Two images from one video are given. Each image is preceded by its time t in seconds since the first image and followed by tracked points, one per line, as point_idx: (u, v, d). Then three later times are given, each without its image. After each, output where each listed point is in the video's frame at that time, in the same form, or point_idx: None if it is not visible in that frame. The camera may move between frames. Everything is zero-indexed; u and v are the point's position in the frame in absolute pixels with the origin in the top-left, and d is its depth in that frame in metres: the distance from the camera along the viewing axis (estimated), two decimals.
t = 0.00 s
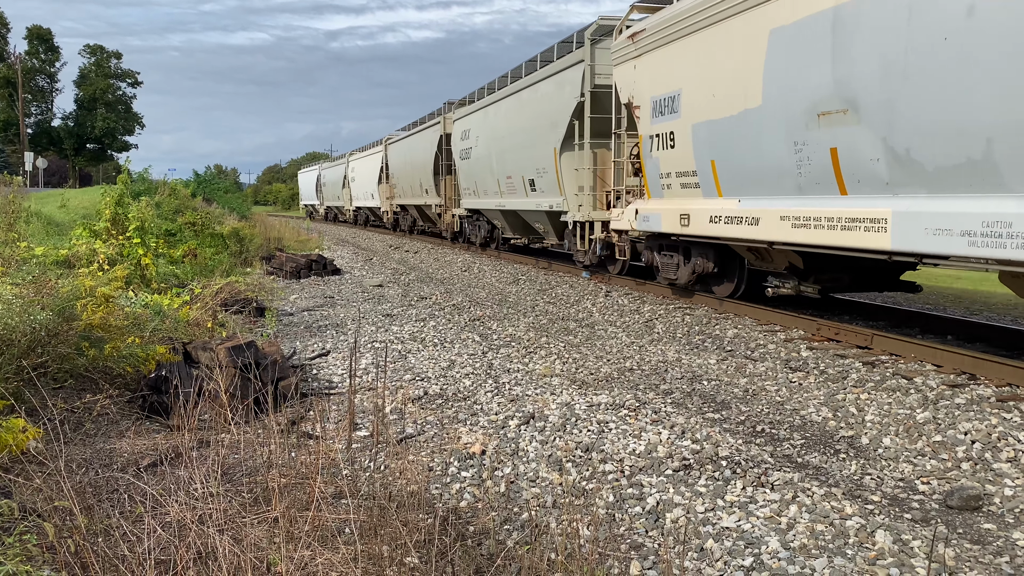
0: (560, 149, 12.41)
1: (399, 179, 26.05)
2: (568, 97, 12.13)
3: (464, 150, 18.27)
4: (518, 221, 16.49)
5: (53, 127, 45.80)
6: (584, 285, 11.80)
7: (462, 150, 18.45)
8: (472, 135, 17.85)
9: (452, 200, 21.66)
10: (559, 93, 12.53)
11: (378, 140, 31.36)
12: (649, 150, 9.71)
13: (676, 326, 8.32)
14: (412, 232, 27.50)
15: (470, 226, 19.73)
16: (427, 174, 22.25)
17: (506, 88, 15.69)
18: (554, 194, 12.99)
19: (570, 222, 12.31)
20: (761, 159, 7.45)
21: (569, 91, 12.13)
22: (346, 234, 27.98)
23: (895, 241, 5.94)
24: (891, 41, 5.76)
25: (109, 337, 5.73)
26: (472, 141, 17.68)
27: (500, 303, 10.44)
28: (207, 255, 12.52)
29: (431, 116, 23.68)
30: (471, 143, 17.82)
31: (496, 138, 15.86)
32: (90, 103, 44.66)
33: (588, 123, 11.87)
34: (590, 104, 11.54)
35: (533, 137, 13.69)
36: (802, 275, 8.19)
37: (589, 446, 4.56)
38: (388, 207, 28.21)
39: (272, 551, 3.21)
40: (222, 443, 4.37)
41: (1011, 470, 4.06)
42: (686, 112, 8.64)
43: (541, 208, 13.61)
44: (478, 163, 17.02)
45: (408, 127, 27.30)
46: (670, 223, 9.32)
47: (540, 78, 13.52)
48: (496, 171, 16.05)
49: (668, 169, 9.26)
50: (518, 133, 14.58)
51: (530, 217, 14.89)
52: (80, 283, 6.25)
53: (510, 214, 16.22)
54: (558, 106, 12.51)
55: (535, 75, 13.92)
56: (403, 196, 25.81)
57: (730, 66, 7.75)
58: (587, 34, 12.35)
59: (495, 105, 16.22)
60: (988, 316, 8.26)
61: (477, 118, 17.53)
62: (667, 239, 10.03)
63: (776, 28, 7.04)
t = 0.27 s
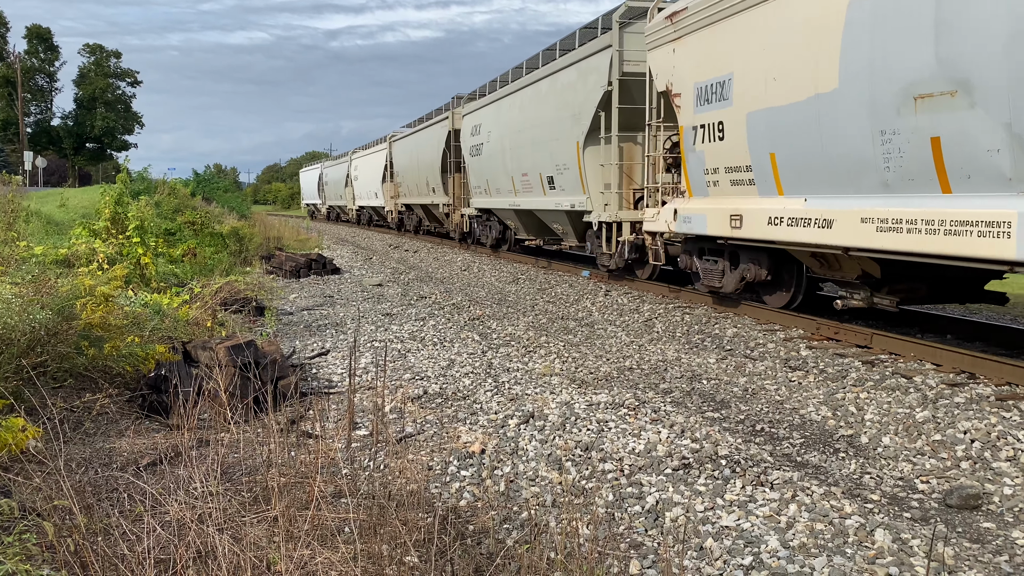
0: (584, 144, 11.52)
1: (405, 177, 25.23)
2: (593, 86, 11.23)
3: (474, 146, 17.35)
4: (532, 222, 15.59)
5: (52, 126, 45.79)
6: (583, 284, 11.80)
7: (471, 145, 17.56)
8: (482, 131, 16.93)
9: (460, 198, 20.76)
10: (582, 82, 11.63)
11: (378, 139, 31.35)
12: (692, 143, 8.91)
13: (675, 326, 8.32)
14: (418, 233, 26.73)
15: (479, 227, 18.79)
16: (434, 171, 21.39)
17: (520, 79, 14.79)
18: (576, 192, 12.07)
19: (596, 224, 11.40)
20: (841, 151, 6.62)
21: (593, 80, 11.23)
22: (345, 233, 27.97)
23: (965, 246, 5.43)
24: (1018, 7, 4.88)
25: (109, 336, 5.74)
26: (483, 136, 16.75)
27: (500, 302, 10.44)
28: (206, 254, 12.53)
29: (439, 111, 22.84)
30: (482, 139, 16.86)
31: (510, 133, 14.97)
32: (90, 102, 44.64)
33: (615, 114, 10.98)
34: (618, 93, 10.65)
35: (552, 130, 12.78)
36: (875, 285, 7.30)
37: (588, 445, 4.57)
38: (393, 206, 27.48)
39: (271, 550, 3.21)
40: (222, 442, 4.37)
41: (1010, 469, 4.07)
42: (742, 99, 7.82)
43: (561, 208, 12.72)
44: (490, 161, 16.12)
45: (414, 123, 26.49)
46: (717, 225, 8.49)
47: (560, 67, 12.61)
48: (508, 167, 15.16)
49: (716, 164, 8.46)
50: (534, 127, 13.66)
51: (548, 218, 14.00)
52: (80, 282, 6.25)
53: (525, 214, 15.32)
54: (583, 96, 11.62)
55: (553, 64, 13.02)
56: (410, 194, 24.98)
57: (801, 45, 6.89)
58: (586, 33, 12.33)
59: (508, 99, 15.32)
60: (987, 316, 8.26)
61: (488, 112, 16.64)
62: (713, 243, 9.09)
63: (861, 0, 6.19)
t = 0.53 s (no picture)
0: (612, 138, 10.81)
1: (411, 175, 24.36)
2: (621, 75, 10.49)
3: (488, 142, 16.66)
4: (549, 222, 14.82)
5: (51, 125, 45.76)
6: (583, 283, 11.78)
7: (485, 141, 16.79)
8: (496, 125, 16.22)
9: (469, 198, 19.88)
10: (608, 71, 10.90)
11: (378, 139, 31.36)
12: (745, 135, 7.85)
13: (675, 325, 8.32)
14: (424, 234, 25.81)
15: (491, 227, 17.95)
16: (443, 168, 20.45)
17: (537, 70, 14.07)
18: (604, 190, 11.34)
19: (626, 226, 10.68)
20: (946, 138, 5.54)
21: (622, 68, 10.48)
22: (345, 232, 27.96)
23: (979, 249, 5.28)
24: None
25: (109, 336, 5.75)
26: (498, 131, 16.01)
27: (499, 301, 10.44)
28: (206, 253, 12.53)
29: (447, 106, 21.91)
30: (496, 135, 16.16)
31: (527, 127, 14.28)
32: (89, 102, 44.61)
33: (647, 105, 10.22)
34: (651, 81, 9.89)
35: (576, 123, 12.08)
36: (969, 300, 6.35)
37: (588, 444, 4.57)
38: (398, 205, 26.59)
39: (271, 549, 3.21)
40: (221, 442, 4.37)
41: (1010, 468, 4.07)
42: (811, 84, 6.77)
43: (585, 206, 12.02)
44: (505, 158, 15.43)
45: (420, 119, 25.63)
46: (778, 226, 7.42)
47: (583, 55, 11.89)
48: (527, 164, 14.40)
49: (776, 159, 7.41)
50: (554, 120, 12.98)
51: (568, 218, 13.30)
52: (79, 282, 6.25)
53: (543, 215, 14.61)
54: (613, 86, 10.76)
55: (575, 53, 12.29)
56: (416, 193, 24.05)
57: (891, 19, 5.83)
58: (584, 32, 12.32)
59: (524, 91, 14.62)
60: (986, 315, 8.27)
61: (502, 106, 15.93)
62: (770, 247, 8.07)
63: None
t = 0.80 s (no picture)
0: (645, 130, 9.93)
1: (418, 173, 23.50)
2: (655, 61, 9.60)
3: (502, 139, 15.79)
4: (568, 222, 14.02)
5: (50, 125, 45.73)
6: (583, 283, 11.78)
7: (499, 136, 15.97)
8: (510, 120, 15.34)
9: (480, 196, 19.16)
10: (640, 57, 10.00)
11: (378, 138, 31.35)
12: (815, 124, 6.96)
13: (675, 325, 8.31)
14: (430, 235, 24.90)
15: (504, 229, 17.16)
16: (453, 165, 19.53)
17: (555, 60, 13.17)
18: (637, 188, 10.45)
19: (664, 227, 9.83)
20: None
21: (657, 53, 9.57)
22: (345, 232, 27.96)
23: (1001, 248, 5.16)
24: None
25: (107, 336, 5.75)
26: (513, 126, 15.10)
27: (499, 301, 10.44)
28: (206, 253, 12.53)
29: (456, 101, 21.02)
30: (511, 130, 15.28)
31: (545, 122, 13.41)
32: (88, 102, 44.60)
33: (687, 94, 9.33)
34: (693, 66, 8.99)
35: (602, 115, 11.20)
36: None
37: (588, 444, 4.57)
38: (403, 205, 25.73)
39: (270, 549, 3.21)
40: (221, 442, 4.37)
41: (1009, 468, 4.07)
42: (904, 61, 5.86)
43: (613, 206, 11.16)
44: (522, 155, 14.60)
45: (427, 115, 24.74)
46: (855, 229, 6.56)
47: (609, 42, 10.99)
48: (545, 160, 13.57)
49: (857, 151, 6.51)
50: (577, 112, 12.09)
51: (592, 219, 12.44)
52: (78, 282, 6.25)
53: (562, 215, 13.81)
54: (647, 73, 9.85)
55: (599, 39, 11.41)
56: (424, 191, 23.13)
57: None
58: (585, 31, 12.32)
59: (541, 83, 13.74)
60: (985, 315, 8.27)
61: (517, 99, 15.05)
62: (842, 253, 7.14)
63: None
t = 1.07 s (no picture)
0: (686, 122, 8.89)
1: (424, 171, 22.46)
2: (699, 44, 8.54)
3: (517, 135, 14.73)
4: (590, 224, 13.01)
5: (49, 125, 45.69)
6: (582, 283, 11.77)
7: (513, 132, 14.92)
8: (526, 113, 14.26)
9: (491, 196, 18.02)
10: (680, 39, 8.93)
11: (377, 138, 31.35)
12: (912, 108, 5.91)
13: (674, 324, 8.31)
14: (436, 236, 23.95)
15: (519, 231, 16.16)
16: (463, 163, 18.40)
17: (577, 47, 12.07)
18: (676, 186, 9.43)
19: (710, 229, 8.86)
20: None
21: (701, 35, 8.52)
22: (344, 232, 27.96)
23: None
24: None
25: (107, 335, 5.75)
26: (529, 120, 14.00)
27: (498, 301, 10.43)
28: (205, 253, 12.53)
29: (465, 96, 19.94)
30: (526, 125, 14.20)
31: (566, 114, 12.35)
32: (88, 101, 44.56)
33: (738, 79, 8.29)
34: (745, 48, 7.95)
35: (633, 106, 10.13)
36: None
37: (587, 443, 4.58)
38: (409, 205, 24.76)
39: (270, 548, 3.21)
40: (221, 441, 4.37)
41: (1009, 467, 4.07)
42: None
43: (646, 206, 10.15)
44: (539, 152, 13.54)
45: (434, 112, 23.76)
46: (962, 233, 5.51)
47: (641, 24, 9.90)
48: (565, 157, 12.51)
49: (966, 141, 5.48)
50: (603, 103, 11.01)
51: (619, 220, 11.43)
52: (78, 282, 6.25)
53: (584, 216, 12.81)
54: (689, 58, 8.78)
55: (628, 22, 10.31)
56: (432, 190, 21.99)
57: None
58: (587, 30, 12.31)
59: (561, 72, 12.66)
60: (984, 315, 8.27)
61: (534, 91, 13.95)
62: (937, 262, 6.12)
63: None
